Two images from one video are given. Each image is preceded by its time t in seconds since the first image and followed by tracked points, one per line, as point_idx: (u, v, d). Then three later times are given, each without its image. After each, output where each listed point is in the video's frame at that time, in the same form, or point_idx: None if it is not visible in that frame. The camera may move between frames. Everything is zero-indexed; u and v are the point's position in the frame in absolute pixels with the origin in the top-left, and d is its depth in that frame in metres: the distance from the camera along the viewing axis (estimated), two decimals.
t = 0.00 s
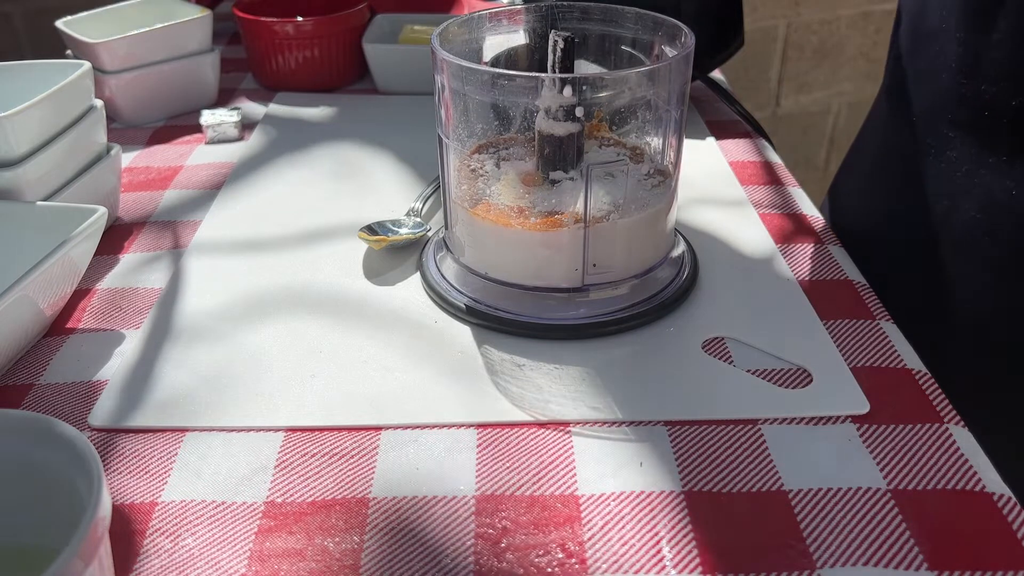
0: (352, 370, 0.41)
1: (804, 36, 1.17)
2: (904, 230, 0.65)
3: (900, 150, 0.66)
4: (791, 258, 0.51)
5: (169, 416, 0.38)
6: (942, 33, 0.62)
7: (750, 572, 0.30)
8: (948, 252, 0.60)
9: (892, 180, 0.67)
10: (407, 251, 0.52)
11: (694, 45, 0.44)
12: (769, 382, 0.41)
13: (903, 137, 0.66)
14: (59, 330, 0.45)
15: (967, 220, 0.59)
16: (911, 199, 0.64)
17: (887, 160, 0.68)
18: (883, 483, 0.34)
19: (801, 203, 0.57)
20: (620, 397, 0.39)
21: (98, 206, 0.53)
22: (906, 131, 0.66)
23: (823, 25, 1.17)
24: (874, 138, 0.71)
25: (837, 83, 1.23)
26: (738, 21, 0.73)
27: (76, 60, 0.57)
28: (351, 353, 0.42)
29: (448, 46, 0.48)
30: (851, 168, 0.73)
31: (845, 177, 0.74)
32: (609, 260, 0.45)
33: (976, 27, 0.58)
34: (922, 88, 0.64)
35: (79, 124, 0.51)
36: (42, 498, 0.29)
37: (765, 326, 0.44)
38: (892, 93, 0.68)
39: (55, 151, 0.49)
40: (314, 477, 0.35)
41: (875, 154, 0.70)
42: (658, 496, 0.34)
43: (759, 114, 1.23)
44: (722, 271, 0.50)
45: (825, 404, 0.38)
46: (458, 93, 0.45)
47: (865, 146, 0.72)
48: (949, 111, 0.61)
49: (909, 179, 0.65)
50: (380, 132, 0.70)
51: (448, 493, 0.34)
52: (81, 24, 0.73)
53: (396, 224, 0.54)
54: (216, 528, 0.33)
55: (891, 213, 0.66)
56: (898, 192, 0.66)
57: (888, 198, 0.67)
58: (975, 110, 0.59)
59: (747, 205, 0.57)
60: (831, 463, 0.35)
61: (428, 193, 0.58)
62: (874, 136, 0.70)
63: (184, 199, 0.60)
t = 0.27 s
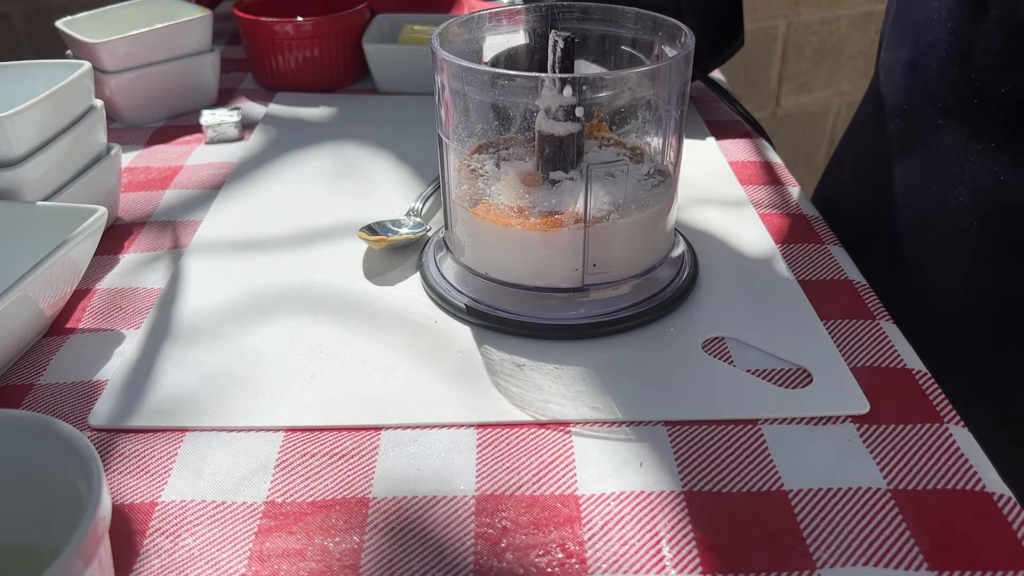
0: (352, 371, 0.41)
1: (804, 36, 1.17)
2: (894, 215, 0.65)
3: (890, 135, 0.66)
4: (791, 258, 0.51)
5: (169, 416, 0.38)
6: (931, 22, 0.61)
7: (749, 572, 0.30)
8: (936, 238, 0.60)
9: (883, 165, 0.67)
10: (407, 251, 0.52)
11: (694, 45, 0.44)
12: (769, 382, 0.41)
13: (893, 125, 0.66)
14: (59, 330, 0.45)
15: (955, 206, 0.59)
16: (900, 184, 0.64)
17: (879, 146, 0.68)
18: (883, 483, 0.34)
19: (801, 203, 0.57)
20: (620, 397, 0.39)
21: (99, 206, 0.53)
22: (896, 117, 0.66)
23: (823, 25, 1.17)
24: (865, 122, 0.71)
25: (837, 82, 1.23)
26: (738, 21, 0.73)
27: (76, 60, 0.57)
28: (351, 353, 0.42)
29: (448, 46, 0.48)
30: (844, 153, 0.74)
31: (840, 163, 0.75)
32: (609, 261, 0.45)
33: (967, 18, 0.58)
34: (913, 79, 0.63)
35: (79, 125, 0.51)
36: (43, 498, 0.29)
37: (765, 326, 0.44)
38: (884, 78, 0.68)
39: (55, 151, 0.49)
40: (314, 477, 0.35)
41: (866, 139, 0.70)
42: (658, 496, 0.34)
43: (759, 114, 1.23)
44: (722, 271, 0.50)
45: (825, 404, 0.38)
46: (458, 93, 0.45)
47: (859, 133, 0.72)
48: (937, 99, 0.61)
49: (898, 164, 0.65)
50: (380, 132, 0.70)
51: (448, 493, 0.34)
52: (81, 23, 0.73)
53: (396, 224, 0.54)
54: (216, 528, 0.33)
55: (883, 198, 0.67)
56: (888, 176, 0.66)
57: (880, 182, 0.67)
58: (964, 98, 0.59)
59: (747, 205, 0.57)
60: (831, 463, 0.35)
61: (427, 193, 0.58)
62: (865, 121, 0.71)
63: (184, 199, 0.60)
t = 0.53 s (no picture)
0: (352, 371, 0.41)
1: (804, 36, 1.17)
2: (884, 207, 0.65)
3: (879, 129, 0.67)
4: (791, 258, 0.51)
5: (169, 416, 0.38)
6: (920, 17, 0.63)
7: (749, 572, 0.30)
8: (932, 228, 0.61)
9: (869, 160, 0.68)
10: (407, 251, 0.52)
11: (694, 45, 0.44)
12: (770, 382, 0.41)
13: (882, 119, 0.67)
14: (59, 330, 0.45)
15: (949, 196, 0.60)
16: (891, 176, 0.65)
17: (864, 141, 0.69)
18: (883, 483, 0.34)
19: (801, 203, 0.57)
20: (620, 397, 0.39)
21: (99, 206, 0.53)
22: (884, 112, 0.67)
23: (823, 25, 1.17)
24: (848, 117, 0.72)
25: (837, 83, 1.23)
26: (738, 21, 0.73)
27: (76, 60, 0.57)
28: (350, 353, 0.42)
29: (448, 46, 0.48)
30: (832, 148, 0.74)
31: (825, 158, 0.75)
32: (609, 261, 0.45)
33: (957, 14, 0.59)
34: (903, 74, 0.65)
35: (79, 125, 0.51)
36: (43, 497, 0.29)
37: (765, 326, 0.44)
38: (871, 72, 0.69)
39: (55, 151, 0.49)
40: (314, 477, 0.35)
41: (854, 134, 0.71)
42: (658, 496, 0.34)
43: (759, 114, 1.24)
44: (722, 271, 0.50)
45: (826, 405, 0.38)
46: (458, 93, 0.45)
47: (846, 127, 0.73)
48: (928, 92, 0.62)
49: (889, 156, 0.66)
50: (380, 132, 0.70)
51: (448, 493, 0.34)
52: (80, 23, 0.73)
53: (396, 224, 0.54)
54: (216, 528, 0.33)
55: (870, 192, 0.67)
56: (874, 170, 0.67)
57: (866, 176, 0.68)
58: (953, 89, 0.60)
59: (747, 205, 0.57)
60: (831, 462, 0.35)
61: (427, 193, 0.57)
62: (850, 115, 0.71)
63: (184, 199, 0.60)
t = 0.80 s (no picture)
0: (352, 371, 0.41)
1: (804, 36, 1.17)
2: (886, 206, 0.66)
3: (882, 128, 0.67)
4: (791, 258, 0.51)
5: (169, 416, 0.38)
6: (921, 16, 0.62)
7: (749, 572, 0.30)
8: (933, 226, 0.61)
9: (870, 159, 0.68)
10: (407, 251, 0.52)
11: (694, 45, 0.44)
12: (770, 381, 0.41)
13: (886, 118, 0.67)
14: (59, 330, 0.45)
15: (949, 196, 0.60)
16: (892, 175, 0.65)
17: (864, 139, 0.69)
18: (883, 483, 0.34)
19: (801, 203, 0.57)
20: (620, 397, 0.39)
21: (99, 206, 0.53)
22: (885, 109, 0.67)
23: (823, 25, 1.17)
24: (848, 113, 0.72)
25: (837, 82, 1.23)
26: (738, 21, 0.73)
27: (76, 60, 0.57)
28: (351, 353, 0.42)
29: (448, 46, 0.48)
30: (834, 146, 0.74)
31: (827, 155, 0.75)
32: (609, 261, 0.45)
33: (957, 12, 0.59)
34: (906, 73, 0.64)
35: (79, 125, 0.51)
36: (43, 498, 0.29)
37: (766, 326, 0.44)
38: (875, 71, 0.69)
39: (55, 151, 0.49)
40: (314, 477, 0.35)
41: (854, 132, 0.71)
42: (658, 496, 0.34)
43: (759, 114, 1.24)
44: (722, 271, 0.50)
45: (826, 405, 0.38)
46: (458, 93, 0.45)
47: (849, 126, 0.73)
48: (928, 89, 0.62)
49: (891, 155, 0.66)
50: (380, 132, 0.70)
51: (448, 493, 0.34)
52: (81, 23, 0.73)
53: (396, 224, 0.54)
54: (216, 528, 0.33)
55: (871, 190, 0.67)
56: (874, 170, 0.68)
57: (867, 174, 0.68)
58: (952, 88, 0.60)
59: (747, 205, 0.57)
60: (831, 462, 0.35)
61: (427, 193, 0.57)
62: (852, 113, 0.71)
63: (184, 199, 0.60)
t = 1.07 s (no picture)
0: (351, 371, 0.41)
1: (804, 36, 1.17)
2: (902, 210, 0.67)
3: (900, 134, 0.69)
4: (791, 258, 0.51)
5: (169, 415, 0.38)
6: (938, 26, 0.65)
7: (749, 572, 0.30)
8: (943, 228, 0.62)
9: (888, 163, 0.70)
10: (407, 251, 0.52)
11: (694, 45, 0.44)
12: (769, 381, 0.41)
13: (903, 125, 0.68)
14: (59, 330, 0.45)
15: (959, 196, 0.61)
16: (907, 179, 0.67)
17: (880, 144, 0.71)
18: (883, 483, 0.34)
19: (801, 203, 0.57)
20: (620, 397, 0.39)
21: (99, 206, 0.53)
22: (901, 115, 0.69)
23: (823, 25, 1.17)
24: (865, 121, 0.75)
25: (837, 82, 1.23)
26: (738, 21, 0.73)
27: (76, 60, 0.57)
28: (350, 353, 0.42)
29: (448, 46, 0.48)
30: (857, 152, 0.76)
31: (843, 162, 0.78)
32: (609, 260, 0.45)
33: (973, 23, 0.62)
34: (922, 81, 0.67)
35: (79, 125, 0.51)
36: (43, 497, 0.29)
37: (766, 326, 0.44)
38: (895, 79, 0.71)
39: (54, 151, 0.49)
40: (314, 477, 0.35)
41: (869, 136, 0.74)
42: (658, 496, 0.34)
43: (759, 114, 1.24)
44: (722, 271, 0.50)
45: (826, 405, 0.38)
46: (458, 93, 0.45)
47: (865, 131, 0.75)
48: (941, 92, 0.65)
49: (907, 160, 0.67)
50: (380, 132, 0.70)
51: (448, 493, 0.34)
52: (80, 24, 0.73)
53: (396, 224, 0.54)
54: (216, 528, 0.33)
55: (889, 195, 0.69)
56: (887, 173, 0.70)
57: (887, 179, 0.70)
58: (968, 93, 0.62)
59: (747, 205, 0.57)
60: (831, 462, 0.35)
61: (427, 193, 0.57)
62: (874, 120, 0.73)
63: (184, 199, 0.60)
